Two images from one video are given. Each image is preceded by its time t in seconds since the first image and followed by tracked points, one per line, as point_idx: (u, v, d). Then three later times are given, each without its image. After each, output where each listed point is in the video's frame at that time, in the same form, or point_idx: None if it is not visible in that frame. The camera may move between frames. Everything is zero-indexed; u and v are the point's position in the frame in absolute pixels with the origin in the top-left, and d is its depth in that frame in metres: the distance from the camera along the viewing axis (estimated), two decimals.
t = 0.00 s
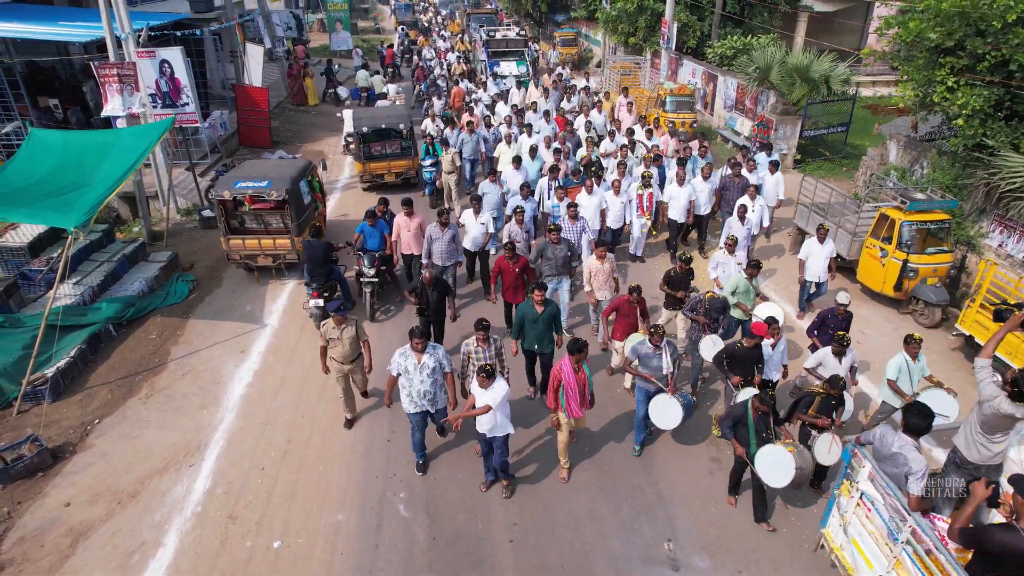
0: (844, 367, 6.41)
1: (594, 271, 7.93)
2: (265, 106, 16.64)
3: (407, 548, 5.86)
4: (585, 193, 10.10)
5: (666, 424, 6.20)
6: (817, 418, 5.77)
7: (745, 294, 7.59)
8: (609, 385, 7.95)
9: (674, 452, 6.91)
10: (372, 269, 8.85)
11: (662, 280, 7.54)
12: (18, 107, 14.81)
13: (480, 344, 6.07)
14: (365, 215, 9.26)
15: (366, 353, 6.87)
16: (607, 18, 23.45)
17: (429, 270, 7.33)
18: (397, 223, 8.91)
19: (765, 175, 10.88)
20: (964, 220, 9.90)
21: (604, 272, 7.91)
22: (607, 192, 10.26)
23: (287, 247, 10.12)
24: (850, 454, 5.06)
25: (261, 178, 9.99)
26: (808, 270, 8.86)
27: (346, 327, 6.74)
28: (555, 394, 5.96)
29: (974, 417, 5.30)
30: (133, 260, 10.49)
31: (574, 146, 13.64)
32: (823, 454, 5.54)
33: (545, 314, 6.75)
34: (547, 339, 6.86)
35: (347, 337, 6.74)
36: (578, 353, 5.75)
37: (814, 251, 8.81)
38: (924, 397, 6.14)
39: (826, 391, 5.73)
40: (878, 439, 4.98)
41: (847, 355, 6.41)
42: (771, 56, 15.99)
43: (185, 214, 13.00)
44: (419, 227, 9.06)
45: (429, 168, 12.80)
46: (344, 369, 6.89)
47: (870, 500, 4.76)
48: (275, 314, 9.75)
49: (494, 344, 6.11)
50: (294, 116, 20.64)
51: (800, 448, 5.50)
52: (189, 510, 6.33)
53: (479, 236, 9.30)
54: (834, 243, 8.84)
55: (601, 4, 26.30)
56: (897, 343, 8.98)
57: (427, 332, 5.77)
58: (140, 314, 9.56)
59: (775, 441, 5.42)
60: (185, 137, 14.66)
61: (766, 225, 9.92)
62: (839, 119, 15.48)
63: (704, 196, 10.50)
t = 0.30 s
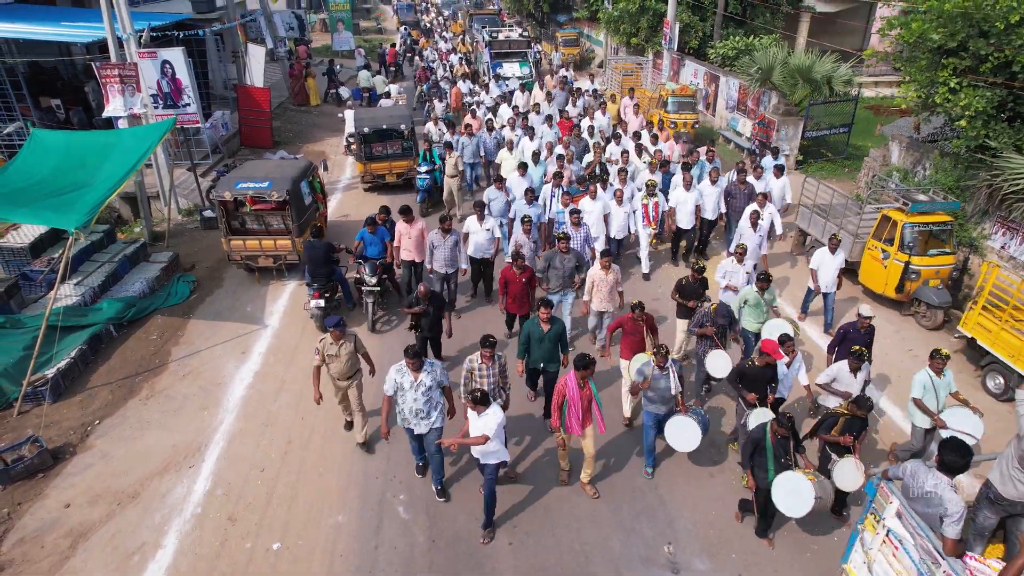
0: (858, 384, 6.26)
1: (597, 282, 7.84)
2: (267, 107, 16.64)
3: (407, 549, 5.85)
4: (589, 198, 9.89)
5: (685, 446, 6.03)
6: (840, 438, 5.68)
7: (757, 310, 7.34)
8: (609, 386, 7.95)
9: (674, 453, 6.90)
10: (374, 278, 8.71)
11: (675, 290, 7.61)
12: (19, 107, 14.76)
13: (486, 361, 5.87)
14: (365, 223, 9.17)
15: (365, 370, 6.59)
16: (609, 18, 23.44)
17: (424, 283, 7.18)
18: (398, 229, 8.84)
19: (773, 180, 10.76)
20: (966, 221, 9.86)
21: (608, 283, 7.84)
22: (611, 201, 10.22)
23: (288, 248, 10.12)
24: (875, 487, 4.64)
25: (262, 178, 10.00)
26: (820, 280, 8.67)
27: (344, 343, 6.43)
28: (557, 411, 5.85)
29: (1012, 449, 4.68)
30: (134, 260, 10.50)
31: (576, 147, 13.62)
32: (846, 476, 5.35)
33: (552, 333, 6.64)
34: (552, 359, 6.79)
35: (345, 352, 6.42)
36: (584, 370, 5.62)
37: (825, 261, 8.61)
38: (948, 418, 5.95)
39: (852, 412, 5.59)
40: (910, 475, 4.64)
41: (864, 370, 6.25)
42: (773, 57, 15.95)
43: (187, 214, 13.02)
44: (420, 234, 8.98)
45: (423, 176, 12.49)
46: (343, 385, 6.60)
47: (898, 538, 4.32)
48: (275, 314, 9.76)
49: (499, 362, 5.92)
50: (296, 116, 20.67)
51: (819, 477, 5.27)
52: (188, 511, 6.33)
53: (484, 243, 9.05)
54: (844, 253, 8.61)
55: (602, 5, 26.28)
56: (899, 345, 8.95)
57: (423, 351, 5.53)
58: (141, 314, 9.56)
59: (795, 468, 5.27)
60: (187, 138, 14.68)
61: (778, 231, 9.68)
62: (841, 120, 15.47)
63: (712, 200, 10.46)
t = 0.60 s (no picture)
0: (873, 407, 6.11)
1: (598, 293, 7.59)
2: (268, 107, 16.64)
3: (405, 551, 5.84)
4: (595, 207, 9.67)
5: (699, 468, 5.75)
6: (859, 462, 5.47)
7: (766, 326, 7.14)
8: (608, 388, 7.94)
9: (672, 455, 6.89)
10: (371, 287, 8.64)
11: (682, 305, 7.37)
12: (22, 107, 14.84)
13: (494, 379, 5.71)
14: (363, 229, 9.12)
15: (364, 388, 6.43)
16: (611, 18, 23.43)
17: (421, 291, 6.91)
18: (396, 239, 8.84)
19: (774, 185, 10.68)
20: (968, 223, 9.82)
21: (609, 294, 7.58)
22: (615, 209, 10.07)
23: (288, 248, 10.11)
24: (900, 524, 4.54)
25: (262, 179, 9.99)
26: (829, 288, 8.58)
27: (343, 361, 6.31)
28: (564, 432, 5.64)
29: None
30: (135, 260, 10.52)
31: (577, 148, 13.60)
32: (870, 495, 5.32)
33: (554, 347, 6.25)
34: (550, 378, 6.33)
35: (343, 371, 6.30)
36: (590, 391, 5.37)
37: (838, 269, 8.51)
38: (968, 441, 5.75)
39: (874, 434, 5.42)
40: (940, 513, 4.47)
41: (881, 391, 6.07)
42: (775, 57, 15.90)
43: (188, 214, 13.03)
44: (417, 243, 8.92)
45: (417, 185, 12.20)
46: (340, 405, 6.46)
47: None
48: (275, 315, 9.76)
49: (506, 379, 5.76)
50: (297, 116, 20.69)
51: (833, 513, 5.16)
52: (186, 512, 6.33)
53: (484, 252, 8.93)
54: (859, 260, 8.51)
55: (604, 5, 26.22)
56: (900, 347, 8.92)
57: (421, 374, 5.32)
58: (141, 314, 9.57)
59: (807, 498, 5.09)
60: (188, 138, 14.70)
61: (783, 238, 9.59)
62: (843, 121, 15.43)
63: (718, 209, 10.33)
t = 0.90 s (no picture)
0: (894, 423, 5.96)
1: (595, 303, 7.57)
2: (269, 107, 16.66)
3: (400, 551, 5.84)
4: (598, 213, 9.64)
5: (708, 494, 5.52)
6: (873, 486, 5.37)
7: (774, 339, 6.98)
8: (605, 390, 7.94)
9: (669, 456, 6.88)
10: (360, 299, 8.58)
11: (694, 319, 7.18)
12: (23, 107, 14.88)
13: (496, 396, 5.57)
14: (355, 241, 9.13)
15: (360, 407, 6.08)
16: (612, 19, 23.42)
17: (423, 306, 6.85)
18: (390, 245, 8.85)
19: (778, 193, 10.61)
20: (968, 224, 9.79)
21: (607, 305, 7.56)
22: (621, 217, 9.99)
23: (287, 248, 10.11)
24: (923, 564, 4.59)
25: (262, 179, 9.99)
26: (837, 299, 8.32)
27: (337, 378, 5.95)
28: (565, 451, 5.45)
29: None
30: (135, 260, 10.53)
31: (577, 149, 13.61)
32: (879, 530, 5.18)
33: (552, 367, 6.05)
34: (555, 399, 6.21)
35: (337, 389, 5.95)
36: (592, 407, 5.19)
37: (844, 279, 8.24)
38: (990, 462, 5.76)
39: (885, 459, 5.29)
40: (968, 556, 4.39)
41: (901, 410, 5.91)
42: (776, 58, 15.86)
43: (188, 214, 13.06)
44: (413, 248, 8.91)
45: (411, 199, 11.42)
46: (336, 424, 6.11)
47: None
48: (274, 314, 9.78)
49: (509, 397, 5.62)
50: (298, 116, 20.71)
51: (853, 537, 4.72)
52: (183, 511, 6.34)
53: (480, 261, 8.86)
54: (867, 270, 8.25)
55: (606, 5, 26.19)
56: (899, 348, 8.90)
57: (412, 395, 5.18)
58: (140, 314, 9.58)
59: (822, 524, 4.81)
60: (189, 138, 14.74)
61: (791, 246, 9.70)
62: (844, 122, 15.41)
63: (725, 214, 10.42)
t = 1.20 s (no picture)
0: (904, 445, 5.82)
1: (598, 316, 7.33)
2: (271, 107, 16.72)
3: (396, 548, 5.87)
4: (598, 223, 9.57)
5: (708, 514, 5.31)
6: (884, 512, 5.05)
7: (786, 352, 6.82)
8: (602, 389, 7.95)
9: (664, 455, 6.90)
10: (353, 313, 8.25)
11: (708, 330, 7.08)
12: (26, 106, 14.81)
13: (493, 417, 5.38)
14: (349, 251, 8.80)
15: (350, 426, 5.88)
16: (614, 19, 23.44)
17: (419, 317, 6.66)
18: (391, 251, 8.76)
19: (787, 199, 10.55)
20: (967, 224, 9.79)
21: (609, 317, 7.32)
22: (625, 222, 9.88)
23: (287, 247, 10.15)
24: None
25: (262, 178, 10.03)
26: (841, 308, 8.23)
27: (326, 396, 5.82)
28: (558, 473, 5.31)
29: None
30: (136, 259, 10.58)
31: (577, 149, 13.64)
32: (888, 554, 4.95)
33: (552, 385, 5.88)
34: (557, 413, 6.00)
35: (326, 406, 5.80)
36: (582, 428, 5.04)
37: (848, 288, 8.16)
38: (1012, 488, 5.49)
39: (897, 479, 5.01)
40: None
41: (911, 431, 5.79)
42: (777, 58, 15.84)
43: (189, 213, 13.11)
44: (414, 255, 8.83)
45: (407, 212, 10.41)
46: (326, 441, 5.96)
47: None
48: (274, 313, 9.82)
49: (508, 416, 5.44)
50: (300, 116, 20.78)
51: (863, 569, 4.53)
52: (181, 508, 6.38)
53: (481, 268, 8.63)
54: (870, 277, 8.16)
55: (607, 5, 26.22)
56: (897, 348, 8.91)
57: (395, 421, 5.01)
58: (141, 312, 9.64)
59: (833, 555, 4.65)
60: (190, 137, 14.82)
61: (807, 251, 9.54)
62: (845, 122, 15.41)
63: (730, 222, 10.20)
